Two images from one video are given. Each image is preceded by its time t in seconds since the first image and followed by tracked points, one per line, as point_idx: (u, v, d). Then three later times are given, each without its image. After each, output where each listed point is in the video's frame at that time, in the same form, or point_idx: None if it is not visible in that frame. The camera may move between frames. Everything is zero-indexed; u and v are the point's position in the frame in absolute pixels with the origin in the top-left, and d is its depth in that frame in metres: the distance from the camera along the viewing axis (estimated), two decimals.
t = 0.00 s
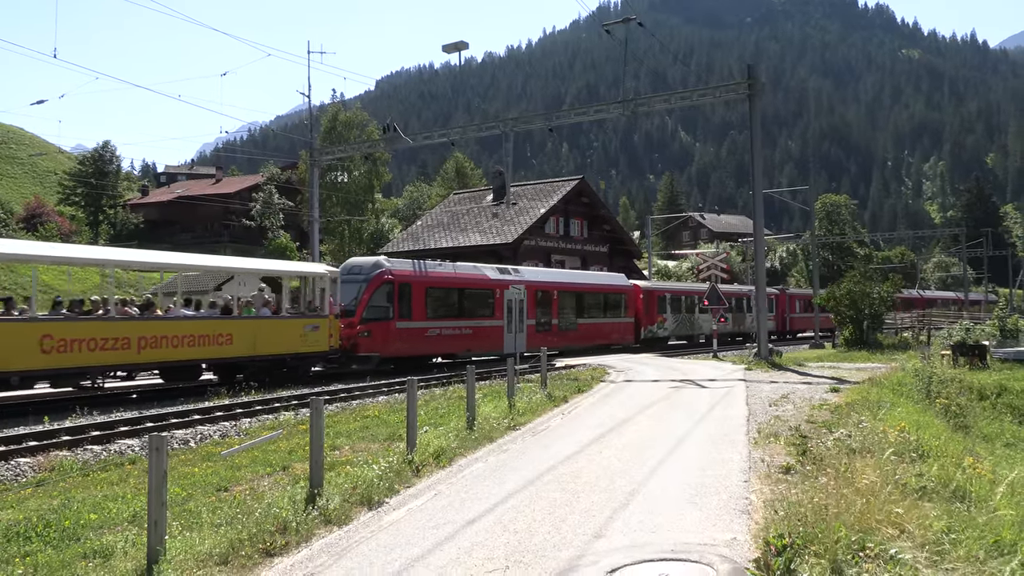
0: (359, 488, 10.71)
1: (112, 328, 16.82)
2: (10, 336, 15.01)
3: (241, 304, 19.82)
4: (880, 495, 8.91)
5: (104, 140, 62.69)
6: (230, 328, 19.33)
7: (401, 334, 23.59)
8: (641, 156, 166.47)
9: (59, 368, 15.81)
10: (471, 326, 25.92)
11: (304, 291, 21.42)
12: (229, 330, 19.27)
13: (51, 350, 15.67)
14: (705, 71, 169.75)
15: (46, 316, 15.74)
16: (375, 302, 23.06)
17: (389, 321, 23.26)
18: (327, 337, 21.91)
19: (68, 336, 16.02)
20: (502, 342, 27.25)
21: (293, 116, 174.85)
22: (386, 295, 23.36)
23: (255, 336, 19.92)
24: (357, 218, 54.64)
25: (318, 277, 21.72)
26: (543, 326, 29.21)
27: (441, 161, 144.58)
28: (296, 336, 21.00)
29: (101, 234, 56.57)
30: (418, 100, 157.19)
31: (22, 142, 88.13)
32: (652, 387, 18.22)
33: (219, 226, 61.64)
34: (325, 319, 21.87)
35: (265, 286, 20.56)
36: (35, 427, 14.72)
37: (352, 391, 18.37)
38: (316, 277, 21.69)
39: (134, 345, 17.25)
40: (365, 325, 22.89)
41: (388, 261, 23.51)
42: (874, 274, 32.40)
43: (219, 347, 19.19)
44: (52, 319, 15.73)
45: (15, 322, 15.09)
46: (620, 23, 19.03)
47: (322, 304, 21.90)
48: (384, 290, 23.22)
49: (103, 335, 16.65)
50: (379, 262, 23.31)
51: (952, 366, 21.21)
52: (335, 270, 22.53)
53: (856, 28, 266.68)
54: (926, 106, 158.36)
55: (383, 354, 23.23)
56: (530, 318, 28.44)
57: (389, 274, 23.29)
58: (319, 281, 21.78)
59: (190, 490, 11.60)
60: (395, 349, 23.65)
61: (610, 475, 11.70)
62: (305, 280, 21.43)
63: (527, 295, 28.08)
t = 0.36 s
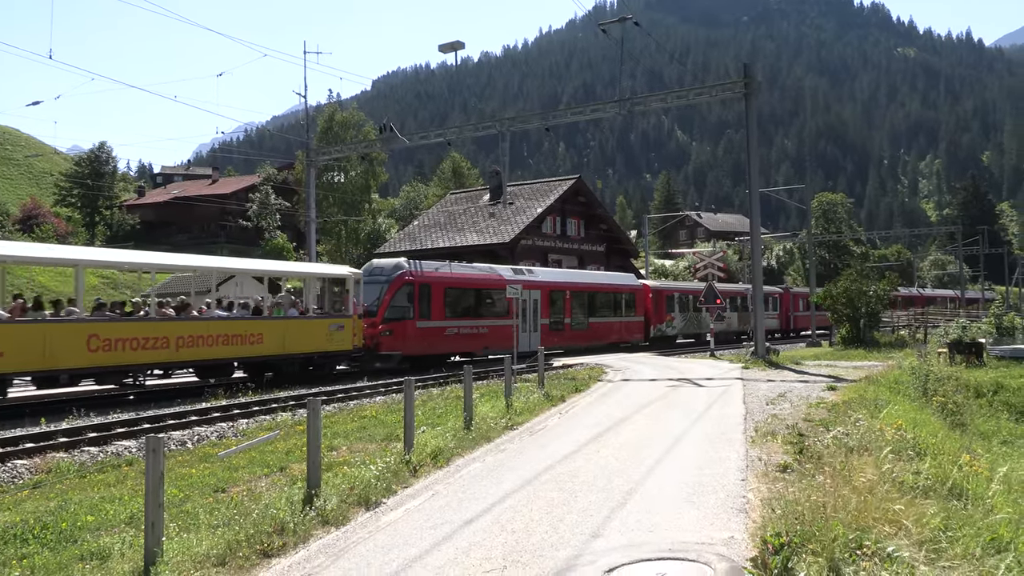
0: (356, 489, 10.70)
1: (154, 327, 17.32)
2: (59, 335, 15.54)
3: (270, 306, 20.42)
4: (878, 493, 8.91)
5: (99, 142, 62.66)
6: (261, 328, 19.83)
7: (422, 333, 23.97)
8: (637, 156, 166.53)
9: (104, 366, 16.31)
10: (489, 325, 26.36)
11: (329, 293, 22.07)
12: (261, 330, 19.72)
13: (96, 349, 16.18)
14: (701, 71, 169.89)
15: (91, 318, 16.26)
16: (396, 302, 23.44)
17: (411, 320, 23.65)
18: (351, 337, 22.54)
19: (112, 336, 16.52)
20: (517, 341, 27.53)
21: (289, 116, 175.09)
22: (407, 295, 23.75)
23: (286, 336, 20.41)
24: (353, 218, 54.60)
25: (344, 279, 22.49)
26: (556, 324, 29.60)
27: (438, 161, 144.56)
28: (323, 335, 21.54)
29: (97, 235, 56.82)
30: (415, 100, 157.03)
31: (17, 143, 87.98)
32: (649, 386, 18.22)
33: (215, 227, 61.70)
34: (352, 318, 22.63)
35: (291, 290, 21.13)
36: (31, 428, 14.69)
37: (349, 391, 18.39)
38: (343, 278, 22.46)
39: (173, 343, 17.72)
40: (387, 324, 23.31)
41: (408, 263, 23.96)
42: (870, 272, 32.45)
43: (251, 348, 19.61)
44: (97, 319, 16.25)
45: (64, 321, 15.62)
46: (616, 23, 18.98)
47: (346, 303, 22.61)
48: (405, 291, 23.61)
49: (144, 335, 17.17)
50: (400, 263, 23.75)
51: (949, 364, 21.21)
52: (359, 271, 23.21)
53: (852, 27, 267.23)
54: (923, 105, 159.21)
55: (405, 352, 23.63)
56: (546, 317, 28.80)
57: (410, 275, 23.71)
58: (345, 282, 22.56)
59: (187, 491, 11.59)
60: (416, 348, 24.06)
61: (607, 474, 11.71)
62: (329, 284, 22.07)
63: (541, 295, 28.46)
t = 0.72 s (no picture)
0: (352, 490, 10.68)
1: (192, 327, 18.43)
2: (106, 335, 16.76)
3: (302, 306, 21.38)
4: (874, 495, 8.92)
5: (95, 143, 62.73)
6: (291, 328, 20.84)
7: (439, 333, 24.87)
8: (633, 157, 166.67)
9: (147, 364, 17.52)
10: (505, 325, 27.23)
11: (353, 293, 22.83)
12: (290, 330, 20.73)
13: (139, 348, 17.37)
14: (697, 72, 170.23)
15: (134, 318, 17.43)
16: (416, 303, 24.35)
17: (428, 321, 24.55)
18: (375, 337, 23.48)
19: (153, 335, 17.70)
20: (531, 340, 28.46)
21: (285, 117, 175.23)
22: (426, 297, 24.68)
23: (312, 336, 21.37)
24: (349, 219, 54.55)
25: (366, 280, 23.11)
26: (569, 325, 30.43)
27: (434, 162, 144.76)
28: (347, 335, 22.44)
29: (93, 237, 56.70)
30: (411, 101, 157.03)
31: (12, 144, 87.93)
32: (645, 386, 18.22)
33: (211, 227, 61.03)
34: (375, 319, 23.48)
35: (321, 292, 21.97)
36: (26, 430, 14.63)
37: (345, 392, 18.40)
38: (366, 280, 23.07)
39: (208, 342, 18.76)
40: (407, 324, 24.22)
41: (427, 265, 24.88)
42: (865, 273, 32.45)
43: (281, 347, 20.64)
44: (139, 320, 17.42)
45: (110, 321, 16.82)
46: (612, 24, 18.94)
47: (369, 306, 23.36)
48: (424, 292, 24.55)
49: (183, 334, 18.29)
50: (419, 266, 24.66)
51: (944, 365, 21.22)
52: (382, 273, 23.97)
53: (847, 29, 267.95)
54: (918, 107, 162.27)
55: (425, 352, 24.58)
56: (558, 317, 29.45)
57: (429, 277, 24.63)
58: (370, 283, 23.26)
59: (182, 492, 11.55)
60: (435, 348, 24.96)
61: (603, 474, 11.74)
62: (353, 284, 22.81)
63: (554, 296, 29.11)
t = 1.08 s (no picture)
0: (348, 491, 10.68)
1: (228, 327, 19.35)
2: (150, 334, 17.68)
3: (329, 308, 22.30)
4: (869, 496, 8.94)
5: (90, 143, 62.82)
6: (318, 328, 21.75)
7: (459, 333, 25.51)
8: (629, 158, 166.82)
9: (186, 362, 18.45)
10: (520, 325, 27.96)
11: (375, 295, 23.53)
12: (318, 330, 21.64)
13: (180, 347, 18.32)
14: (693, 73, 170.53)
15: (175, 319, 18.35)
16: (437, 304, 25.01)
17: (447, 321, 25.19)
18: (397, 337, 24.07)
19: (193, 336, 18.63)
20: (545, 341, 29.20)
21: (281, 118, 175.27)
22: (445, 298, 25.35)
23: (338, 337, 22.23)
24: (345, 221, 54.54)
25: (388, 283, 23.84)
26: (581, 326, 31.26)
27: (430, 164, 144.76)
28: (371, 335, 23.23)
29: (88, 238, 56.92)
30: (407, 102, 157.03)
31: (6, 144, 87.75)
32: (642, 388, 18.23)
33: (205, 229, 60.67)
34: (398, 320, 24.10)
35: (345, 292, 22.86)
36: (21, 431, 14.59)
37: (341, 393, 18.39)
38: (387, 284, 23.81)
39: (243, 341, 19.67)
40: (428, 324, 24.83)
41: (447, 268, 25.58)
42: (862, 274, 32.57)
43: (308, 346, 21.55)
44: (180, 321, 18.32)
45: (153, 322, 17.75)
46: (609, 25, 18.90)
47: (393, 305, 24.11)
48: (444, 294, 25.22)
49: (219, 334, 19.19)
50: (439, 268, 25.37)
51: (939, 366, 21.27)
52: (403, 275, 24.69)
53: (842, 30, 268.87)
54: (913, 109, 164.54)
55: (444, 350, 25.16)
56: (570, 318, 30.33)
57: (449, 278, 25.33)
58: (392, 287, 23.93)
59: (178, 494, 11.53)
60: (454, 348, 25.57)
61: (599, 475, 11.75)
62: (374, 286, 23.49)
63: (566, 297, 30.03)
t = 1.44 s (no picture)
0: (343, 494, 10.66)
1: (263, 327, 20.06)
2: (192, 335, 18.39)
3: (356, 310, 22.97)
4: (864, 497, 8.96)
5: (85, 146, 62.80)
6: (345, 329, 22.45)
7: (478, 334, 26.00)
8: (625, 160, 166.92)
9: (224, 361, 19.11)
10: (534, 327, 28.45)
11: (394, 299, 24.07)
12: (346, 331, 22.34)
13: (219, 347, 18.99)
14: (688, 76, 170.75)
15: (214, 320, 19.07)
16: (456, 307, 25.48)
17: (467, 323, 25.66)
18: (419, 338, 24.72)
19: (232, 336, 19.32)
20: (559, 341, 29.69)
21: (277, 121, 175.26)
22: (464, 301, 25.78)
23: (365, 337, 22.91)
24: (341, 223, 54.46)
25: (410, 285, 24.62)
26: (592, 328, 31.78)
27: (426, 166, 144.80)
28: (394, 336, 23.80)
29: (83, 241, 56.88)
30: (403, 104, 157.02)
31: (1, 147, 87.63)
32: (637, 390, 18.22)
33: (202, 231, 59.86)
34: (417, 321, 24.76)
35: (369, 295, 23.42)
36: (16, 434, 14.58)
37: (336, 396, 18.36)
38: (409, 286, 24.63)
39: (277, 342, 20.39)
40: (448, 327, 25.31)
41: (465, 271, 26.00)
42: (857, 277, 32.55)
43: (336, 346, 22.24)
44: (219, 322, 19.03)
45: (195, 323, 18.48)
46: (604, 28, 18.86)
47: (413, 308, 24.71)
48: (464, 296, 25.65)
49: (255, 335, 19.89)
50: (459, 272, 25.79)
51: (934, 368, 21.27)
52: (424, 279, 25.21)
53: (837, 33, 269.80)
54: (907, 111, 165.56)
55: (463, 352, 25.65)
56: (582, 320, 30.81)
57: (468, 282, 25.76)
58: (414, 289, 24.85)
59: (172, 497, 11.51)
60: (473, 349, 26.07)
61: (593, 478, 11.71)
62: (396, 288, 24.14)
63: (579, 299, 30.47)
